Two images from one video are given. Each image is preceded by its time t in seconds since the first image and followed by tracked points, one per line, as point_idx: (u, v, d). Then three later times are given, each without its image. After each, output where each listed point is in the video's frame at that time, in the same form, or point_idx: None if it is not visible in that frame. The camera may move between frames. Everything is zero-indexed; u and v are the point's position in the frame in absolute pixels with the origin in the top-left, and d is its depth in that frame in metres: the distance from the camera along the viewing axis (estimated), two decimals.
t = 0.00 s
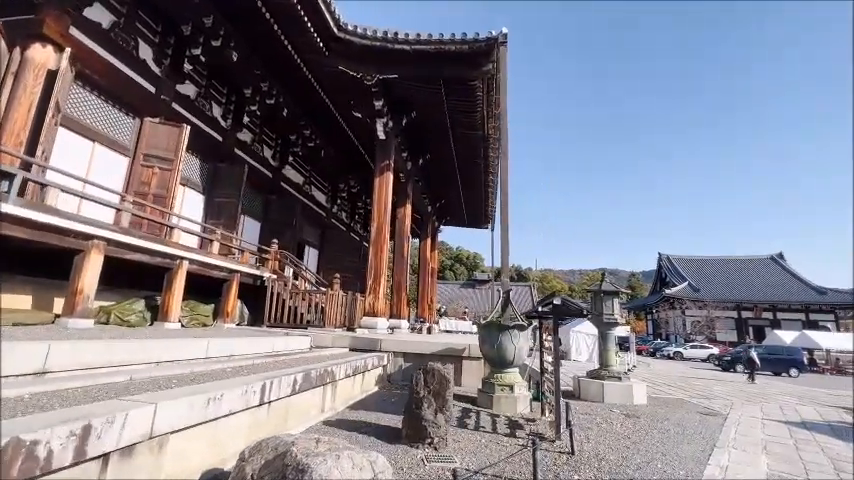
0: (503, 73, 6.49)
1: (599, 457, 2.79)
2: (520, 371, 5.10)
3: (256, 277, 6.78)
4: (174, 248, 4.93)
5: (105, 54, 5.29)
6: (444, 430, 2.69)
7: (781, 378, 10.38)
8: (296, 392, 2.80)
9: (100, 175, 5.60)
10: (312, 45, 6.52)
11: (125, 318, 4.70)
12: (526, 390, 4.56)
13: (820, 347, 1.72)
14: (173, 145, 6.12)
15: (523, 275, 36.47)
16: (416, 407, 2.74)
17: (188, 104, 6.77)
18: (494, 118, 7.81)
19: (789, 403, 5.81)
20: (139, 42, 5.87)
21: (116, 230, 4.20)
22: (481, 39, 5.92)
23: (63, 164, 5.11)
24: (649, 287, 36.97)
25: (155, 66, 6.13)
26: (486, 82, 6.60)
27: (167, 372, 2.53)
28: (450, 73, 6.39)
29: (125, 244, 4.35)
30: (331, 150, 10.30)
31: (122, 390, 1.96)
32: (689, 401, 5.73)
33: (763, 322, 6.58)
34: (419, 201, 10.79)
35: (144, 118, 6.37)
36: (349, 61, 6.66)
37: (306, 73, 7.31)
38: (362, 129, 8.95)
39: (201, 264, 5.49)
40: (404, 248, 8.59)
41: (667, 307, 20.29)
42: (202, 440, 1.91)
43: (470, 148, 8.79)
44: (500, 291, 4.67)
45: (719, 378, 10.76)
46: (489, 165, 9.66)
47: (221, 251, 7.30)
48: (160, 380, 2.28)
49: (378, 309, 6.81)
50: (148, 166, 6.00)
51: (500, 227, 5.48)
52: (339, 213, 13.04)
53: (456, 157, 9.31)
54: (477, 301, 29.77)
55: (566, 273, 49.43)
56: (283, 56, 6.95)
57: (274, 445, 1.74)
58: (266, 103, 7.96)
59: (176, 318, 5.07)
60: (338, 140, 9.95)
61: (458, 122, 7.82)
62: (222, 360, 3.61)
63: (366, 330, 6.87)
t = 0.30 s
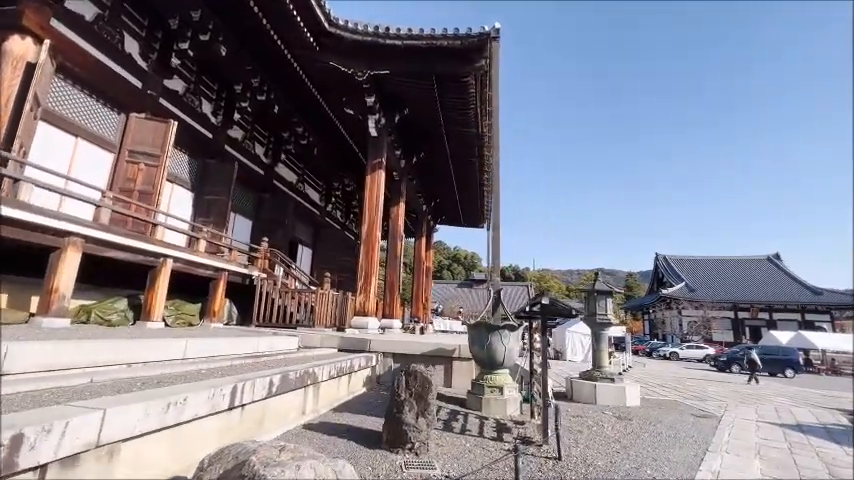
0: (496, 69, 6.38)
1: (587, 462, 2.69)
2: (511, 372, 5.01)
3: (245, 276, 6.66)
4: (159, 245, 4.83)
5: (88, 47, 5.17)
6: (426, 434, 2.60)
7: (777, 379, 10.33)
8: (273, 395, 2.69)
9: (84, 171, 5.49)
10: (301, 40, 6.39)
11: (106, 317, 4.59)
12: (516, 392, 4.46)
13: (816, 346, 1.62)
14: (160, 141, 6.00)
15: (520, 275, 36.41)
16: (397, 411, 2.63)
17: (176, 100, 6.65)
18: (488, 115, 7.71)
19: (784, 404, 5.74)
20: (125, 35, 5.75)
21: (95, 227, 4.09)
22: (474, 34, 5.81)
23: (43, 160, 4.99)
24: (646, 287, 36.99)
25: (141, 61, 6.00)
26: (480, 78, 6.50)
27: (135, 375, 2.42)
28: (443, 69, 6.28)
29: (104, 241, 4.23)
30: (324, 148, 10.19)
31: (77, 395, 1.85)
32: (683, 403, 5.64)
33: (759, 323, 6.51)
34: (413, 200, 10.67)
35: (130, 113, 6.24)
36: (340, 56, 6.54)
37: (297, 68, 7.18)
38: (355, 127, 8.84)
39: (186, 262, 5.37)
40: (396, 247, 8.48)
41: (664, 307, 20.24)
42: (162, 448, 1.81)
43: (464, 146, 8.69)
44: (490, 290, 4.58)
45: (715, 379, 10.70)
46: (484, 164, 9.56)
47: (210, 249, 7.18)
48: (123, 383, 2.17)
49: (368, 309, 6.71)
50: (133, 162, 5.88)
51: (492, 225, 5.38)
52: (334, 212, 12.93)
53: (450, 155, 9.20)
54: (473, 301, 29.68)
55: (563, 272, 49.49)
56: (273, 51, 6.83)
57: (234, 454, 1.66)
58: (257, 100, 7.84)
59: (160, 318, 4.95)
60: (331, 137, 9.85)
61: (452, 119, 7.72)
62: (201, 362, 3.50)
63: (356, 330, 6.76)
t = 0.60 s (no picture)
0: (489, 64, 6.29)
1: (572, 466, 2.59)
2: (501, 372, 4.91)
3: (233, 274, 6.55)
4: (142, 242, 4.71)
5: (72, 40, 5.04)
6: (405, 437, 2.50)
7: (773, 379, 10.24)
8: (247, 396, 2.59)
9: (67, 165, 5.40)
10: (291, 33, 6.29)
11: (86, 315, 4.48)
12: (505, 392, 4.36)
13: (813, 347, 1.49)
14: (146, 136, 5.88)
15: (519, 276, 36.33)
16: (375, 413, 2.53)
17: (164, 95, 6.53)
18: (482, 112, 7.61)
19: (780, 406, 5.64)
20: (110, 28, 5.59)
21: (73, 223, 3.98)
22: (466, 28, 5.69)
23: (23, 155, 4.90)
24: (644, 287, 36.95)
25: (127, 54, 5.86)
26: (472, 74, 6.40)
27: (99, 375, 2.32)
28: (434, 64, 6.18)
29: (83, 237, 4.13)
30: (317, 145, 10.09)
31: (24, 396, 1.75)
32: (678, 404, 5.55)
33: (755, 323, 6.41)
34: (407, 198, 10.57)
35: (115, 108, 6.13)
36: (331, 51, 6.44)
37: (287, 62, 7.10)
38: (348, 123, 8.74)
39: (171, 259, 5.26)
40: (389, 246, 8.37)
41: (662, 308, 20.17)
42: (115, 453, 1.70)
43: (458, 143, 8.59)
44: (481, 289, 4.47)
45: (712, 379, 10.61)
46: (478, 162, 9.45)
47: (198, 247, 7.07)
48: (84, 383, 2.07)
49: (359, 308, 6.60)
50: (118, 158, 5.78)
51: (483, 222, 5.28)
52: (329, 211, 12.83)
53: (444, 153, 9.09)
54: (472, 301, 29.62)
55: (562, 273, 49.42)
56: (263, 46, 6.73)
57: (187, 458, 1.57)
58: (248, 96, 7.73)
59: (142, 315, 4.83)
60: (325, 135, 9.75)
61: (445, 116, 7.61)
62: (178, 361, 3.40)
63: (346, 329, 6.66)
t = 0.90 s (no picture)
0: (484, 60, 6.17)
1: (561, 473, 2.47)
2: (494, 373, 4.80)
3: (223, 273, 6.43)
4: (125, 239, 4.58)
5: (55, 31, 4.89)
6: (385, 441, 2.39)
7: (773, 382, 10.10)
8: (220, 398, 2.48)
9: (51, 161, 5.30)
10: (283, 28, 6.18)
11: (68, 314, 4.38)
12: (497, 394, 4.25)
13: (813, 350, 1.40)
14: (134, 130, 5.75)
15: (518, 276, 36.17)
16: (355, 416, 2.42)
17: (154, 90, 6.41)
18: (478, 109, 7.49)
19: (779, 409, 5.53)
20: (96, 21, 5.44)
21: (52, 218, 3.87)
22: (460, 22, 5.59)
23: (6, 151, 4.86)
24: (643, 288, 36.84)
25: (115, 48, 5.72)
26: (467, 69, 6.29)
27: (62, 377, 2.20)
28: (428, 59, 6.07)
29: (61, 233, 4.02)
30: (313, 143, 9.99)
31: None
32: (675, 407, 5.42)
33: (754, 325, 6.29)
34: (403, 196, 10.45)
35: (102, 101, 6.00)
36: (323, 46, 6.32)
37: (279, 57, 7.00)
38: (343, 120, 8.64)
39: (158, 256, 5.15)
40: (384, 245, 8.24)
41: (661, 309, 20.01)
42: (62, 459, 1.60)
43: (454, 141, 8.48)
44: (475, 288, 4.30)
45: (711, 382, 10.48)
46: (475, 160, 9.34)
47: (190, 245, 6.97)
48: (40, 384, 1.95)
49: (351, 308, 6.48)
50: (105, 153, 5.67)
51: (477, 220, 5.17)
52: (325, 209, 12.72)
53: (441, 150, 8.98)
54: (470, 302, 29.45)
55: (562, 273, 49.36)
56: (255, 41, 6.62)
57: (136, 467, 1.71)
58: (241, 92, 7.61)
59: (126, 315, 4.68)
60: (320, 132, 9.64)
61: (440, 113, 7.51)
62: (156, 361, 3.28)
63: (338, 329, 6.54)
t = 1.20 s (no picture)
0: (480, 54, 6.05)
1: None
2: (487, 375, 4.66)
3: (213, 271, 6.30)
4: (108, 235, 4.46)
5: (40, 21, 4.74)
6: (365, 447, 2.27)
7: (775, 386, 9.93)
8: (192, 400, 2.35)
9: (36, 155, 5.19)
10: (276, 21, 6.06)
11: (48, 312, 4.23)
12: (490, 397, 4.11)
13: (814, 352, 1.40)
14: (123, 124, 5.62)
15: (518, 278, 35.99)
16: (334, 420, 2.30)
17: (145, 85, 6.26)
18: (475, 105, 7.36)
19: (782, 413, 5.38)
20: (85, 12, 5.29)
21: (30, 211, 3.75)
22: (456, 15, 5.46)
23: None
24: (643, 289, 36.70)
25: (104, 41, 5.56)
26: (463, 64, 6.16)
27: (22, 378, 2.07)
28: (424, 53, 5.94)
29: (39, 229, 3.93)
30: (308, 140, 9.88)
31: None
32: (675, 410, 5.28)
33: (756, 327, 6.14)
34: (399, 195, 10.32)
35: (89, 94, 5.88)
36: (316, 39, 6.20)
37: (272, 51, 6.87)
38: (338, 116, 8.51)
39: (144, 253, 5.03)
40: (380, 244, 8.10)
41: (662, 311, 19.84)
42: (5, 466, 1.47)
43: (451, 139, 8.35)
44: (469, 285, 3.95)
45: (712, 385, 10.32)
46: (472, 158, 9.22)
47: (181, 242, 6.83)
48: None
49: (344, 307, 6.34)
50: (92, 147, 5.56)
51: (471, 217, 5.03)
52: (322, 208, 12.59)
53: (438, 148, 8.85)
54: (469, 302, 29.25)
55: (562, 275, 49.15)
56: (248, 34, 6.50)
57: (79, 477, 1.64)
58: (234, 88, 7.48)
59: (109, 312, 4.55)
60: (316, 130, 9.51)
61: (437, 109, 7.38)
62: (134, 360, 3.16)
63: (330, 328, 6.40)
